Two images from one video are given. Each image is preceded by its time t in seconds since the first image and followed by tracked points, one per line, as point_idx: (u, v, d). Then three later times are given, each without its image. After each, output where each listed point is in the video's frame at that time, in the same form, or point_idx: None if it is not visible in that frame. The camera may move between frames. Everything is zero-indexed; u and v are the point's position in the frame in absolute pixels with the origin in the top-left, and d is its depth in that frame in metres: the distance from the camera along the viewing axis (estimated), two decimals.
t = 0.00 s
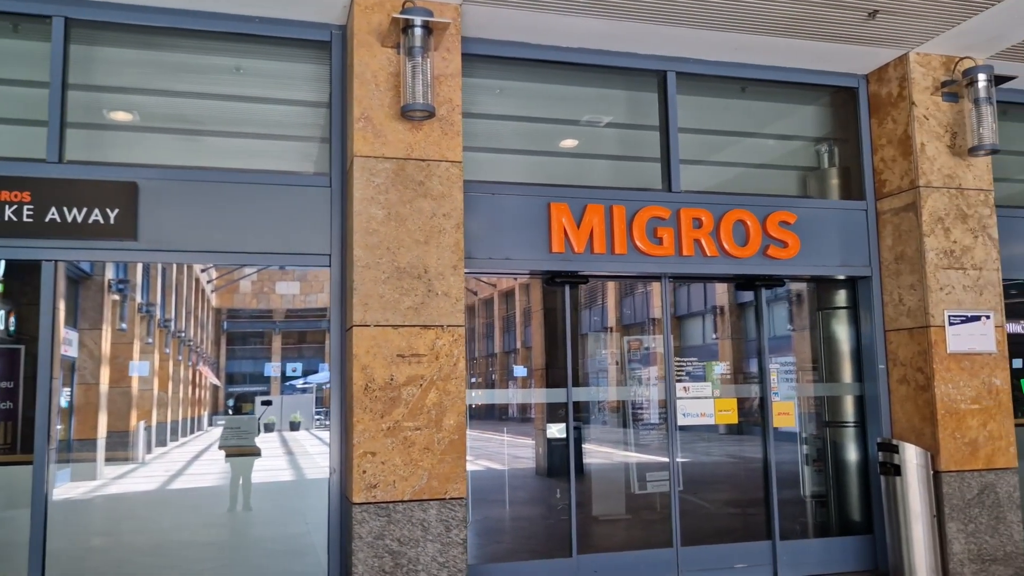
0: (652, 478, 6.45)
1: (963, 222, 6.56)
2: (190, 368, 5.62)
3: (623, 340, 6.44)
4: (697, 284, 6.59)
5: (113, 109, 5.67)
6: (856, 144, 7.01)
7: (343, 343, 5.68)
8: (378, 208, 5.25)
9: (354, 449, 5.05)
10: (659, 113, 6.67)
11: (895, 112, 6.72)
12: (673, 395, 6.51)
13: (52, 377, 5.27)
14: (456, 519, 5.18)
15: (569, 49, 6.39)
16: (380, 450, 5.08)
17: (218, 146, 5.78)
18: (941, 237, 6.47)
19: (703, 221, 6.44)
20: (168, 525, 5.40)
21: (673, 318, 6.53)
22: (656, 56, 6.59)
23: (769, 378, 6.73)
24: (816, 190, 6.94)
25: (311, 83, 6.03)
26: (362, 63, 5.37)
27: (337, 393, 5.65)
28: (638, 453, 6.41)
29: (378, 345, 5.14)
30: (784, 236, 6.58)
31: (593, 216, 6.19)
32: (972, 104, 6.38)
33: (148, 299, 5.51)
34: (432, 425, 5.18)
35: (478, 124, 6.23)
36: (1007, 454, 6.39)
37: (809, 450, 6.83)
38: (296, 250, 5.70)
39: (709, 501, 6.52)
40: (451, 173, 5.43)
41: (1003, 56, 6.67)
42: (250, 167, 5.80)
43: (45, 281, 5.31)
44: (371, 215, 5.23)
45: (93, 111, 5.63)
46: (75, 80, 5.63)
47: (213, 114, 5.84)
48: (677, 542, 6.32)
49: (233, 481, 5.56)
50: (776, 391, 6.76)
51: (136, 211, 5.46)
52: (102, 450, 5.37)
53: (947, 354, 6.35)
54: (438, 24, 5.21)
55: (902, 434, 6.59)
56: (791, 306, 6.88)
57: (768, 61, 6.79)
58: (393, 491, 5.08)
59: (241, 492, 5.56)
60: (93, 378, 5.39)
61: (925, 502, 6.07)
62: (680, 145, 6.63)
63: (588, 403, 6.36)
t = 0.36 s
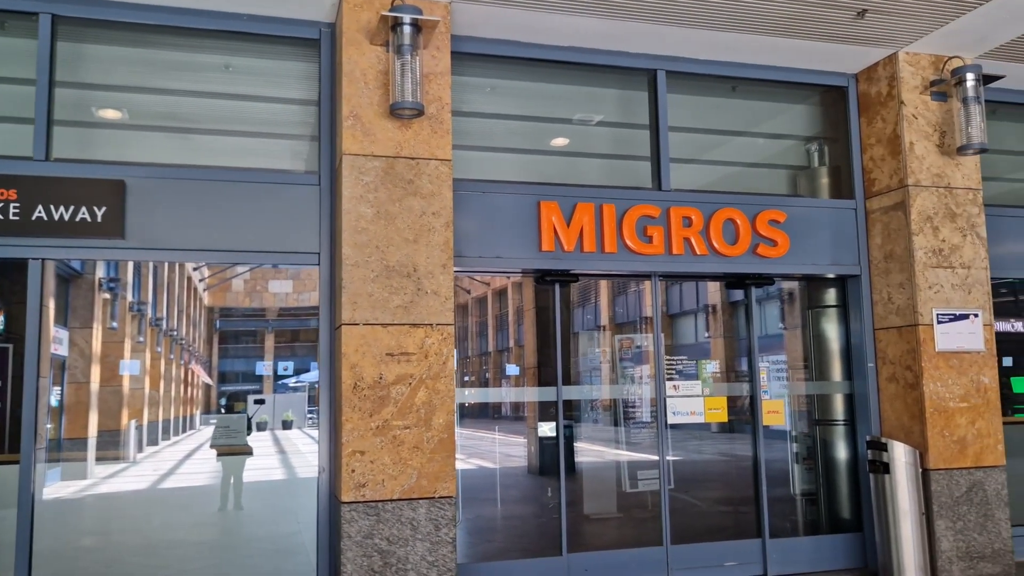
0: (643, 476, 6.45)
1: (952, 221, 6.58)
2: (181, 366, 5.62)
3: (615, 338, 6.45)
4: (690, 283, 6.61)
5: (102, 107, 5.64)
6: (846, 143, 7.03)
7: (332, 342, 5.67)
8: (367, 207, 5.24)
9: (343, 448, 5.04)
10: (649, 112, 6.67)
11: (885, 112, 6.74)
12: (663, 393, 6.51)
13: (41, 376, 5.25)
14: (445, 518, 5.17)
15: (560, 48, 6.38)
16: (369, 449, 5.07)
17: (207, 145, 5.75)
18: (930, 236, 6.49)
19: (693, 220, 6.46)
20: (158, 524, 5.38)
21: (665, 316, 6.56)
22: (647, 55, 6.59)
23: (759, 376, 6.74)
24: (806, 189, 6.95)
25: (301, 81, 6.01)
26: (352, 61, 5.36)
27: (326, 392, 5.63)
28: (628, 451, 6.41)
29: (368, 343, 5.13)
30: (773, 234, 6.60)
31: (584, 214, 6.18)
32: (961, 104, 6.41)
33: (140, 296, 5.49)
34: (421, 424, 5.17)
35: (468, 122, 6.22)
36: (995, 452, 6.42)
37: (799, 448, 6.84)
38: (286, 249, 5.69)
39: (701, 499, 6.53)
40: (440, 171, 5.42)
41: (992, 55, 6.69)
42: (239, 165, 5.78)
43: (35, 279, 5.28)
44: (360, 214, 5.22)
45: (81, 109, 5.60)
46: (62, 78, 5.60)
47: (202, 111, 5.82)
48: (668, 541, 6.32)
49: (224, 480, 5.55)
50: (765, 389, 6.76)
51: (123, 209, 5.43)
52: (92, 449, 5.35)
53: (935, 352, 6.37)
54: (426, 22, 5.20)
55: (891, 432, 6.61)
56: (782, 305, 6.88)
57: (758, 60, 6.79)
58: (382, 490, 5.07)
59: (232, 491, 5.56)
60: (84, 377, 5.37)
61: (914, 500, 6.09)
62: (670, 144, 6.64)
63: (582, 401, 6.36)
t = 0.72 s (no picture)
0: (636, 475, 6.44)
1: (943, 219, 6.59)
2: (175, 366, 5.60)
3: (609, 337, 6.44)
4: (683, 282, 6.62)
5: (91, 104, 5.62)
6: (838, 142, 7.03)
7: (323, 341, 5.66)
8: (357, 205, 5.22)
9: (334, 448, 5.02)
10: (641, 110, 6.66)
11: (876, 110, 6.74)
12: (655, 392, 6.50)
13: (33, 375, 5.23)
14: (436, 518, 5.15)
15: (551, 46, 6.37)
16: (360, 448, 5.05)
17: (197, 143, 5.73)
18: (921, 235, 6.49)
19: (685, 219, 6.45)
20: (149, 524, 5.36)
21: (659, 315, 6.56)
22: (639, 53, 6.58)
23: (751, 375, 6.72)
24: (798, 188, 6.94)
25: (291, 79, 5.99)
26: (342, 58, 5.34)
27: (317, 391, 5.61)
28: (621, 449, 6.41)
29: (358, 343, 5.12)
30: (765, 233, 6.59)
31: (575, 213, 6.17)
32: (952, 103, 6.40)
33: (133, 296, 5.45)
34: (412, 423, 5.16)
35: (460, 121, 6.21)
36: (986, 450, 6.44)
37: (790, 447, 6.82)
38: (277, 248, 5.67)
39: (694, 498, 6.53)
40: (431, 169, 5.40)
41: (983, 54, 6.69)
42: (230, 164, 5.75)
43: (26, 278, 5.25)
44: (350, 212, 5.20)
45: (70, 106, 5.57)
46: (51, 75, 5.57)
47: (192, 109, 5.79)
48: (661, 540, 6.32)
49: (217, 480, 5.53)
50: (758, 387, 6.74)
51: (112, 207, 5.40)
52: (84, 449, 5.32)
53: (926, 351, 6.38)
54: (417, 19, 5.20)
55: (882, 431, 6.62)
56: (776, 304, 6.88)
57: (750, 59, 6.79)
58: (373, 489, 5.06)
59: (225, 491, 5.53)
60: (76, 376, 5.34)
61: (905, 498, 6.10)
62: (662, 143, 6.63)
63: (577, 401, 6.36)
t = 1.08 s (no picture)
0: (628, 473, 6.42)
1: (935, 217, 6.58)
2: (169, 363, 5.58)
3: (602, 335, 6.43)
4: (677, 280, 6.61)
5: (79, 100, 5.58)
6: (830, 139, 7.02)
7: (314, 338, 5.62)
8: (347, 202, 5.20)
9: (323, 446, 5.00)
10: (633, 107, 6.64)
11: (868, 108, 6.73)
12: (647, 391, 6.48)
13: (24, 373, 5.20)
14: (425, 516, 5.13)
15: (542, 43, 6.35)
16: (349, 446, 5.03)
17: (186, 139, 5.69)
18: (913, 232, 6.49)
19: (677, 216, 6.44)
20: (138, 522, 5.32)
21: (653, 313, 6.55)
22: (630, 50, 6.56)
23: (743, 373, 6.71)
24: (790, 185, 6.94)
25: (281, 75, 5.96)
26: (331, 54, 5.31)
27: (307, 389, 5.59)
28: (614, 447, 6.39)
29: (347, 340, 5.10)
30: (756, 230, 6.59)
31: (566, 210, 6.15)
32: (943, 100, 6.42)
33: (125, 294, 5.45)
34: (401, 421, 5.14)
35: (451, 117, 6.18)
36: (976, 448, 6.44)
37: (782, 444, 6.80)
38: (266, 245, 5.64)
39: (686, 495, 6.51)
40: (421, 166, 5.38)
41: (974, 51, 6.69)
42: (219, 160, 5.72)
43: (17, 275, 5.21)
44: (340, 209, 5.18)
45: (58, 102, 5.53)
46: (39, 71, 5.54)
47: (181, 106, 5.76)
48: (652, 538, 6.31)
49: (210, 478, 5.49)
50: (749, 385, 6.73)
51: (100, 204, 5.37)
52: (76, 447, 5.28)
53: (918, 348, 6.38)
54: (407, 15, 5.19)
55: (874, 428, 6.62)
56: (769, 302, 6.87)
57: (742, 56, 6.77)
58: (362, 487, 5.04)
59: (217, 488, 5.49)
60: (68, 374, 5.32)
61: (897, 496, 6.10)
62: (654, 140, 6.62)
63: (571, 398, 6.34)
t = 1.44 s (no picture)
0: (617, 471, 6.39)
1: (925, 217, 6.58)
2: (159, 360, 5.56)
3: (593, 333, 6.40)
4: (668, 279, 6.62)
5: (66, 94, 5.53)
6: (821, 138, 7.01)
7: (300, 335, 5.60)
8: (334, 197, 5.16)
9: (308, 443, 4.96)
10: (623, 104, 6.61)
11: (859, 106, 6.72)
12: (636, 389, 6.46)
13: (11, 369, 5.18)
14: (412, 514, 5.10)
15: (533, 39, 6.31)
16: (335, 444, 5.00)
17: (174, 134, 5.64)
18: (902, 231, 6.49)
19: (667, 214, 6.42)
20: (125, 519, 5.26)
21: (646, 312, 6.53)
22: (621, 47, 6.53)
23: (732, 371, 6.70)
24: (781, 184, 6.92)
25: (270, 70, 5.91)
26: (319, 49, 5.27)
27: (293, 385, 5.55)
28: (603, 445, 6.37)
29: (334, 337, 5.06)
30: (747, 229, 6.57)
31: (556, 207, 6.13)
32: (934, 99, 6.42)
33: (115, 290, 5.43)
34: (388, 418, 5.10)
35: (441, 114, 6.15)
36: (964, 448, 6.44)
37: (771, 443, 6.79)
38: (254, 241, 5.59)
39: (676, 494, 6.50)
40: (410, 162, 5.34)
41: (965, 51, 6.68)
42: (207, 155, 5.68)
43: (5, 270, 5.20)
44: (327, 205, 5.14)
45: (46, 96, 5.48)
46: (25, 64, 5.49)
47: (169, 100, 5.70)
48: (640, 537, 6.29)
49: (202, 476, 5.46)
50: (738, 383, 6.72)
51: (85, 198, 5.30)
52: (65, 444, 5.24)
53: (907, 348, 6.38)
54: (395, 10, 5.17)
55: (863, 428, 6.61)
56: (760, 301, 6.86)
57: (733, 54, 6.75)
58: (348, 485, 5.00)
59: (206, 486, 5.46)
60: (56, 371, 5.27)
61: (884, 495, 6.12)
62: (644, 138, 6.59)
63: (562, 396, 6.32)
